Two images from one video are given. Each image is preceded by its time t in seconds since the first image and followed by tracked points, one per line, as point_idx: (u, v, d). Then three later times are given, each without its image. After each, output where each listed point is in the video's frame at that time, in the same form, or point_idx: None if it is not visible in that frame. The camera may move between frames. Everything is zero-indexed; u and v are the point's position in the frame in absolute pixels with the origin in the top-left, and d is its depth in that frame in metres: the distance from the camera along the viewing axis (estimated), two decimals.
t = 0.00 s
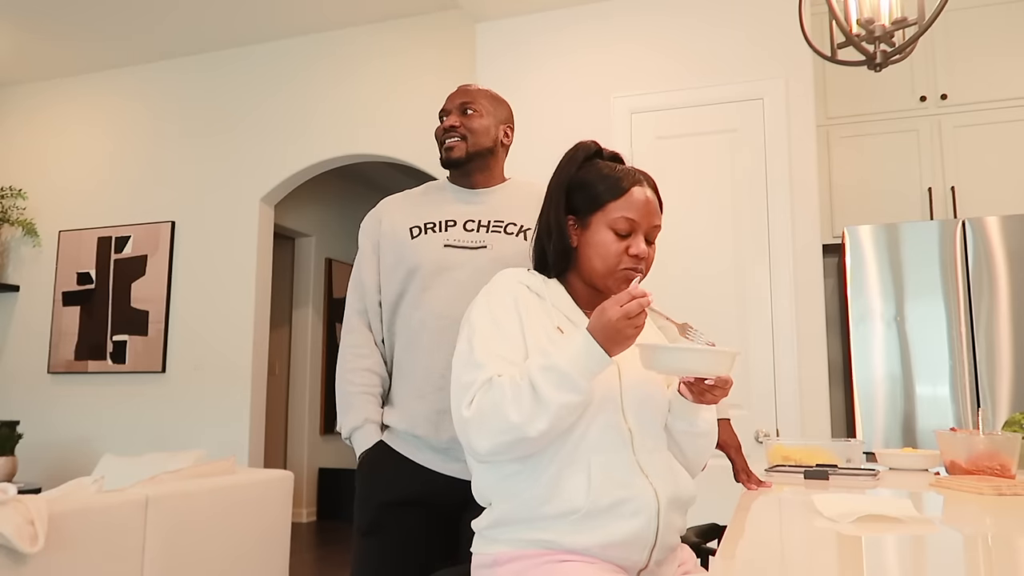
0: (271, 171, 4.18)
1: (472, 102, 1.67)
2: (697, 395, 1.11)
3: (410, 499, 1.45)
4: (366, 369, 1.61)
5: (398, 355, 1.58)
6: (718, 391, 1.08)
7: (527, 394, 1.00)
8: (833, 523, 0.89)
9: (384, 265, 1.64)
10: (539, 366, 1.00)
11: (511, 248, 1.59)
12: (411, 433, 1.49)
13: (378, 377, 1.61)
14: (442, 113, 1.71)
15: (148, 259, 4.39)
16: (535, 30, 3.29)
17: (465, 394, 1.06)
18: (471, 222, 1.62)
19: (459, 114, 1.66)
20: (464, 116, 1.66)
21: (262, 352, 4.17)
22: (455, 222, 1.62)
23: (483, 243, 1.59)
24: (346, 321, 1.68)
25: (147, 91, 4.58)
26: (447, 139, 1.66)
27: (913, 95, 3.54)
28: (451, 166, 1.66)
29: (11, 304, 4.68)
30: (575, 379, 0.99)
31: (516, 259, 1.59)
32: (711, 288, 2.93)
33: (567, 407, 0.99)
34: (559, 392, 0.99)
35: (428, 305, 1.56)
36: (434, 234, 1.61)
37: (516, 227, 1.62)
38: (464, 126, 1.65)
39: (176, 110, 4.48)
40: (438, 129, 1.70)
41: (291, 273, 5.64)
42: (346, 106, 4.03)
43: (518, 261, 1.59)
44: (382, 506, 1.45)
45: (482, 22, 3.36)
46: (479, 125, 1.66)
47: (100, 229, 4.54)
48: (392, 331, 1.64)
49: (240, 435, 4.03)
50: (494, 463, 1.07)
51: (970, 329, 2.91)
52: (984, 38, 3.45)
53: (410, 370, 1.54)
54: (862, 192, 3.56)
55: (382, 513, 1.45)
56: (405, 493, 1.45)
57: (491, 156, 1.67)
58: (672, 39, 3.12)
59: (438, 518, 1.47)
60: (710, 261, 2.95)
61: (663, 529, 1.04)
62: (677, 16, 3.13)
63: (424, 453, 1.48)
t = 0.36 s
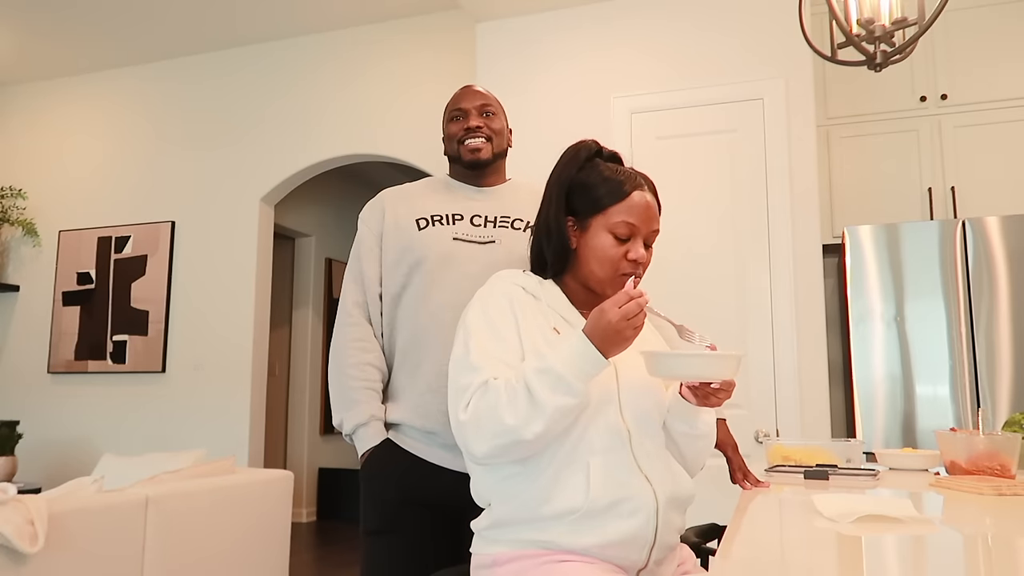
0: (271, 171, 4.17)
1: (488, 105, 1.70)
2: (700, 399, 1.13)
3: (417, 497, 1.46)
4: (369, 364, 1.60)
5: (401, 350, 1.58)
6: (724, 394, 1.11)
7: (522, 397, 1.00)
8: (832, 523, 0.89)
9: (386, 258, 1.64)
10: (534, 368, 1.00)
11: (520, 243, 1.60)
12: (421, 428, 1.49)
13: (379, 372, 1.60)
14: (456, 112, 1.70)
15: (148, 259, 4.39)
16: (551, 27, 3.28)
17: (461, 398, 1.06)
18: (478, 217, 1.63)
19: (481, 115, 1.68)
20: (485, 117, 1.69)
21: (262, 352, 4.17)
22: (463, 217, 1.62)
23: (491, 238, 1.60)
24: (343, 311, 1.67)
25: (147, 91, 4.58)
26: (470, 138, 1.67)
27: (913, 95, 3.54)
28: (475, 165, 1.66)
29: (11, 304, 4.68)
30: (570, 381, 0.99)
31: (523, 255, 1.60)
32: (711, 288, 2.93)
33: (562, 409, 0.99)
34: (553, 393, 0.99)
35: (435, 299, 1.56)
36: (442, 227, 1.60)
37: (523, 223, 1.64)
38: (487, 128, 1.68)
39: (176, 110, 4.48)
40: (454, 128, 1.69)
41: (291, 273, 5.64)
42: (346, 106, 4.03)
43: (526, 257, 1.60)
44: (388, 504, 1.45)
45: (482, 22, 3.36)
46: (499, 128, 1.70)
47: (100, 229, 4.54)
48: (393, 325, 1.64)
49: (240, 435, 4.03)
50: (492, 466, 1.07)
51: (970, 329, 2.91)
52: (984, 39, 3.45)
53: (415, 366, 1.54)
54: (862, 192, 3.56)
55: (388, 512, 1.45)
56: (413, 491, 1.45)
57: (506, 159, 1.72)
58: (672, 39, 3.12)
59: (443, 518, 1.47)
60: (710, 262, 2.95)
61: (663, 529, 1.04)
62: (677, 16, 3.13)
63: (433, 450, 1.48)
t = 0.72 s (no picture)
0: (271, 171, 4.17)
1: (491, 102, 1.70)
2: (705, 401, 1.12)
3: (417, 498, 1.45)
4: (370, 363, 1.60)
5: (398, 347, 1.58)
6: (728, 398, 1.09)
7: (526, 395, 1.00)
8: (832, 523, 0.89)
9: (384, 254, 1.64)
10: (538, 365, 1.00)
11: (515, 238, 1.60)
12: (417, 426, 1.49)
13: (378, 370, 1.60)
14: (459, 108, 1.70)
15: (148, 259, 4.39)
16: (551, 27, 3.28)
17: (463, 397, 1.06)
18: (474, 212, 1.63)
19: (485, 112, 1.68)
20: (489, 115, 1.69)
21: (262, 352, 4.17)
22: (458, 212, 1.63)
23: (487, 232, 1.60)
24: (343, 307, 1.67)
25: (146, 91, 4.58)
26: (473, 136, 1.67)
27: (913, 95, 3.54)
28: (477, 163, 1.67)
29: (11, 304, 4.68)
30: (574, 379, 0.99)
31: (520, 250, 1.60)
32: (711, 288, 2.93)
33: (566, 406, 0.99)
34: (558, 391, 0.99)
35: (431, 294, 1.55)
36: (437, 221, 1.61)
37: (519, 217, 1.64)
38: (491, 125, 1.68)
39: (176, 110, 4.48)
40: (457, 125, 1.69)
41: (291, 273, 5.64)
42: (346, 106, 4.03)
43: (522, 252, 1.60)
44: (388, 504, 1.45)
45: (482, 22, 3.36)
46: (502, 126, 1.70)
47: (100, 229, 4.54)
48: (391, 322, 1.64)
49: (240, 435, 4.03)
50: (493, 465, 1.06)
51: (970, 329, 2.91)
52: (984, 38, 3.45)
53: (412, 363, 1.54)
54: (862, 192, 3.56)
55: (388, 511, 1.45)
56: (413, 491, 1.45)
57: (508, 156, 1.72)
58: (672, 39, 3.12)
59: (444, 520, 1.47)
60: (710, 262, 2.95)
61: (662, 528, 1.04)
62: (677, 16, 3.13)
63: (431, 449, 1.48)
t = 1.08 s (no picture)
0: (271, 171, 4.17)
1: (487, 102, 1.72)
2: (706, 403, 1.12)
3: (417, 497, 1.45)
4: (369, 363, 1.60)
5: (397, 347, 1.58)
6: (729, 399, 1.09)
7: (533, 401, 1.00)
8: (833, 523, 0.89)
9: (381, 256, 1.64)
10: (545, 373, 1.01)
11: (510, 235, 1.60)
12: (415, 426, 1.49)
13: (377, 370, 1.60)
14: (455, 108, 1.71)
15: (148, 259, 4.39)
16: (535, 30, 3.29)
17: (465, 400, 1.05)
18: (469, 210, 1.63)
19: (481, 112, 1.70)
20: (485, 115, 1.70)
21: (262, 352, 4.17)
22: (453, 211, 1.63)
23: (482, 230, 1.60)
24: (344, 310, 1.67)
25: (146, 91, 4.58)
26: (469, 136, 1.68)
27: (913, 95, 3.54)
28: (473, 162, 1.68)
29: (11, 304, 4.68)
30: (581, 387, 0.99)
31: (516, 248, 1.60)
32: (711, 288, 2.93)
33: (573, 414, 0.99)
34: (562, 395, 0.99)
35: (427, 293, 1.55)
36: (432, 220, 1.61)
37: (515, 215, 1.63)
38: (487, 125, 1.70)
39: (176, 110, 4.48)
40: (454, 124, 1.70)
41: (291, 273, 5.64)
42: (346, 105, 4.03)
43: (519, 250, 1.59)
44: (387, 503, 1.45)
45: (482, 22, 3.36)
46: (497, 126, 1.72)
47: (100, 229, 4.54)
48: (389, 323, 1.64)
49: (240, 435, 4.03)
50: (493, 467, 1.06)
51: (970, 329, 2.91)
52: (985, 38, 3.45)
53: (409, 362, 1.54)
54: (862, 192, 3.56)
55: (388, 510, 1.45)
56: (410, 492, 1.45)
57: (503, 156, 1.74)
58: (672, 39, 3.12)
59: (443, 520, 1.47)
60: (709, 261, 2.95)
61: (662, 528, 1.04)
62: (676, 16, 3.13)
63: (430, 450, 1.47)
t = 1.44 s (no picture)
0: (271, 171, 4.17)
1: (481, 101, 1.71)
2: (710, 405, 1.10)
3: (420, 500, 1.45)
4: (365, 369, 1.60)
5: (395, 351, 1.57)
6: (731, 402, 1.06)
7: (539, 404, 1.01)
8: (832, 523, 0.89)
9: (377, 262, 1.63)
10: (551, 377, 1.02)
11: (508, 239, 1.60)
12: (414, 430, 1.49)
13: (372, 377, 1.60)
14: (449, 108, 1.70)
15: (148, 259, 4.39)
16: (535, 29, 3.29)
17: (467, 401, 1.05)
18: (466, 215, 1.62)
19: (474, 113, 1.69)
20: (478, 115, 1.69)
21: (262, 352, 4.17)
22: (450, 216, 1.62)
23: (479, 235, 1.60)
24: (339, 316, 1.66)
25: (146, 91, 4.58)
26: (464, 137, 1.68)
27: (914, 95, 3.54)
28: (467, 164, 1.68)
29: (11, 304, 4.68)
30: (586, 393, 1.00)
31: (514, 251, 1.60)
32: (711, 288, 2.93)
33: (578, 420, 1.01)
34: (567, 398, 1.00)
35: (426, 298, 1.55)
36: (429, 226, 1.61)
37: (512, 219, 1.63)
38: (480, 126, 1.69)
39: (176, 110, 4.48)
40: (447, 125, 1.69)
41: (291, 273, 5.64)
42: (345, 105, 4.03)
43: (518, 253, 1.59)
44: (389, 505, 1.45)
45: (482, 22, 3.36)
46: (491, 125, 1.71)
47: (100, 229, 4.54)
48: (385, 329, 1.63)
49: (240, 435, 4.03)
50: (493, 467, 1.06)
51: (970, 329, 2.91)
52: (984, 38, 3.45)
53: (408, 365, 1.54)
54: (862, 192, 3.56)
55: (390, 512, 1.45)
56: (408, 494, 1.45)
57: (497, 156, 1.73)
58: (672, 39, 3.12)
59: (445, 522, 1.47)
60: (709, 262, 2.95)
61: (663, 528, 1.04)
62: (676, 16, 3.13)
63: (429, 453, 1.47)
